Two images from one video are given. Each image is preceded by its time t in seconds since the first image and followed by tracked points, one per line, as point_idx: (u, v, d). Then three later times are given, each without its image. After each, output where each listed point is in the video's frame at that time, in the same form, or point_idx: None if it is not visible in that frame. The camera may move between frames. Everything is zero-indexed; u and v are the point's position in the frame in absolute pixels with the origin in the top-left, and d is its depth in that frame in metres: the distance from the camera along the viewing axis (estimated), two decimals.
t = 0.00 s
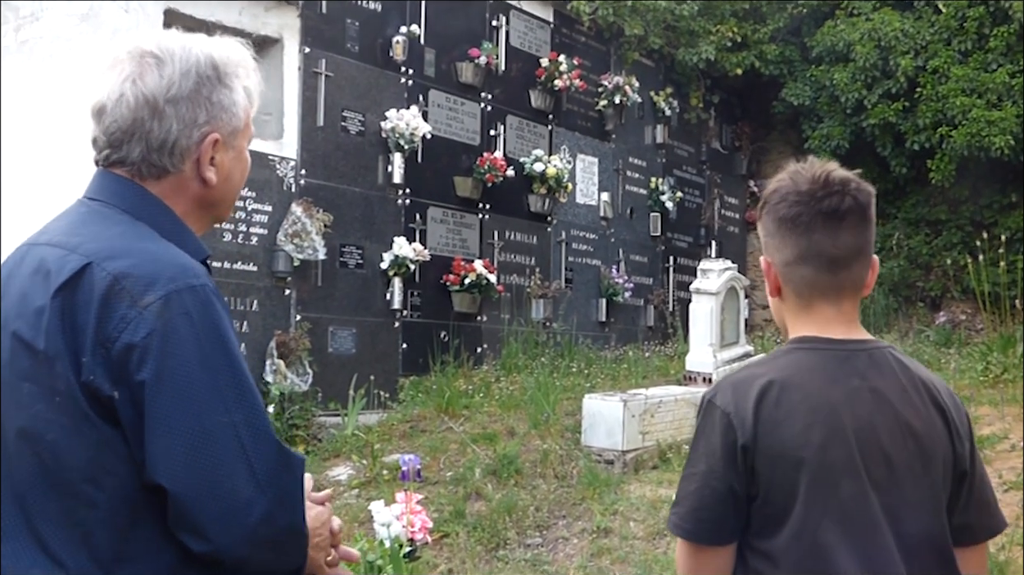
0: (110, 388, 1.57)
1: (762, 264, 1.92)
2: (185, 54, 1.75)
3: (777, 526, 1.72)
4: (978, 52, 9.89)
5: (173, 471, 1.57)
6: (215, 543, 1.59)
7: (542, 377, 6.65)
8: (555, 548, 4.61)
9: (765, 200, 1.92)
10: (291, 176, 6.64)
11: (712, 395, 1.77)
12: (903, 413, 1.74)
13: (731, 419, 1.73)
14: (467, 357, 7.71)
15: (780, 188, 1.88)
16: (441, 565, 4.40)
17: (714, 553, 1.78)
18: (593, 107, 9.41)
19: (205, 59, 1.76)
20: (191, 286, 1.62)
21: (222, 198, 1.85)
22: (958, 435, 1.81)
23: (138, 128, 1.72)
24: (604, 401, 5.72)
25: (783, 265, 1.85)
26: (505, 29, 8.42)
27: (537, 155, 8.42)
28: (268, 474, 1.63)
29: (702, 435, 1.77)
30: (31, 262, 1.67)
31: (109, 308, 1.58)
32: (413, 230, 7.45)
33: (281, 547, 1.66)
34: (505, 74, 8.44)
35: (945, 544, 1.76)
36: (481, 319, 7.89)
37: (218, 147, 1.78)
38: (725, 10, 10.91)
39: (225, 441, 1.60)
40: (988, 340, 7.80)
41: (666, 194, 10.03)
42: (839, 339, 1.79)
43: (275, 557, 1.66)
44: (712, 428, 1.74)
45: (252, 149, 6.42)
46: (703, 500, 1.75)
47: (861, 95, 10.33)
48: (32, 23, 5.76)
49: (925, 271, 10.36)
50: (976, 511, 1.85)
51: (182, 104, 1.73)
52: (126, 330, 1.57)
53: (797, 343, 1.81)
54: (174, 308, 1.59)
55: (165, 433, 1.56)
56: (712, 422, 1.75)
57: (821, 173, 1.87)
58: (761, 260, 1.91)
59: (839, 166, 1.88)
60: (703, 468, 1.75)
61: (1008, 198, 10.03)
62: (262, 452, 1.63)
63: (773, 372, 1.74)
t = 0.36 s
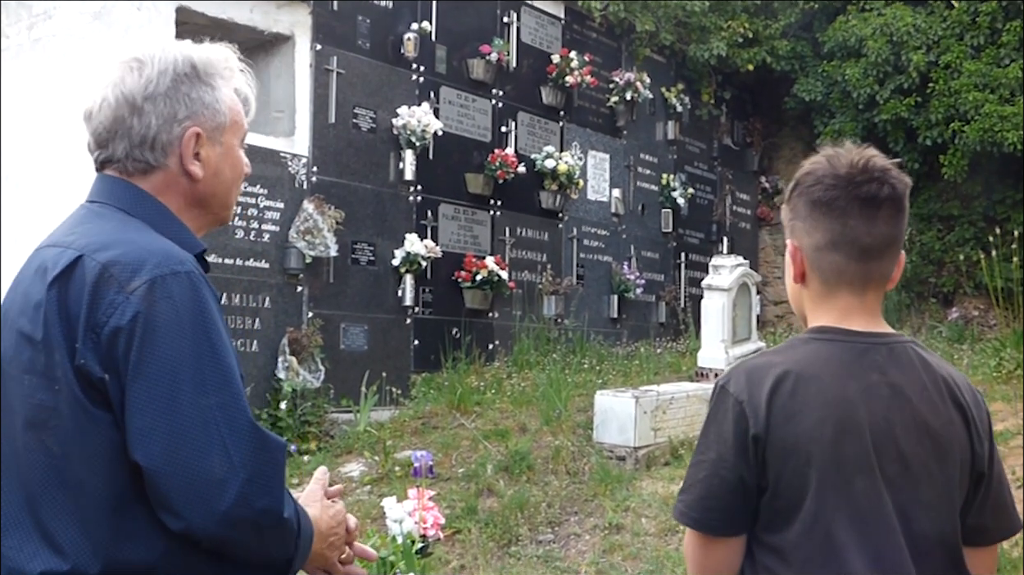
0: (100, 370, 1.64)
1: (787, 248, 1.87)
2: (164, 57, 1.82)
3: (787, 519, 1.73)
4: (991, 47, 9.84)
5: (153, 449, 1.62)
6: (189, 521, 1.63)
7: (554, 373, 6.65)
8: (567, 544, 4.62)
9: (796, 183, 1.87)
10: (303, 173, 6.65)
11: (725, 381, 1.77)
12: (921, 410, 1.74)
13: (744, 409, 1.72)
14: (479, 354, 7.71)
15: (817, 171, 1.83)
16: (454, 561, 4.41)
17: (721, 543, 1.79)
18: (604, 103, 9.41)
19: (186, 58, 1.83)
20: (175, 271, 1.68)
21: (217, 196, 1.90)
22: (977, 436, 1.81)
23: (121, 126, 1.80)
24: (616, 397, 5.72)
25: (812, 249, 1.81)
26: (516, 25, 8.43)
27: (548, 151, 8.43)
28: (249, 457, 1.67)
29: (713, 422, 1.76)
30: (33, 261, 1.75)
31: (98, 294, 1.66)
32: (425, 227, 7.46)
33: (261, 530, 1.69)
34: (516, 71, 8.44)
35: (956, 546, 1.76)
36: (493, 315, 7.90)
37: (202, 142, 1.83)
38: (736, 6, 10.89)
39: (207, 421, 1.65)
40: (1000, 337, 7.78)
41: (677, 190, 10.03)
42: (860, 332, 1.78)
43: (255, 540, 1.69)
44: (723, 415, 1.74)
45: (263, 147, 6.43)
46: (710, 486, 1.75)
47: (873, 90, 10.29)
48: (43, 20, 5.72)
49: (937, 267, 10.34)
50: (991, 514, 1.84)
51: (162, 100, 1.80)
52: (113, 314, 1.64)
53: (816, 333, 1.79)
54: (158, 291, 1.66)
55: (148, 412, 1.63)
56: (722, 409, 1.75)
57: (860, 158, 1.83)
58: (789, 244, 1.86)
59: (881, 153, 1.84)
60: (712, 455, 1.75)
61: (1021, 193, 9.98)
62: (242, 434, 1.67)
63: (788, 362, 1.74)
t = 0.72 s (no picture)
0: (70, 369, 1.62)
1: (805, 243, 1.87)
2: (127, 56, 1.84)
3: (795, 518, 1.73)
4: (1004, 41, 9.77)
5: (126, 447, 1.59)
6: (166, 516, 1.60)
7: (564, 369, 6.65)
8: (576, 541, 4.61)
9: (817, 177, 1.86)
10: (313, 169, 6.65)
11: (738, 378, 1.76)
12: (932, 413, 1.72)
13: (756, 408, 1.72)
14: (489, 350, 7.71)
15: (839, 166, 1.82)
16: (463, 557, 4.41)
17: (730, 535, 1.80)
18: (615, 99, 9.39)
19: (145, 51, 1.83)
20: (143, 266, 1.65)
21: (194, 188, 1.88)
22: (986, 438, 1.80)
23: (88, 124, 1.83)
24: (626, 393, 5.71)
25: (830, 247, 1.81)
26: (527, 21, 8.42)
27: (558, 147, 8.42)
28: (224, 451, 1.62)
29: (724, 418, 1.76)
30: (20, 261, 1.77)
31: (67, 293, 1.63)
32: (435, 223, 7.45)
33: (242, 523, 1.64)
34: (526, 67, 8.43)
35: (962, 548, 1.75)
36: (503, 311, 7.89)
37: (165, 134, 1.82)
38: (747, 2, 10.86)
39: (179, 417, 1.61)
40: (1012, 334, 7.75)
41: (688, 187, 10.00)
42: (875, 331, 1.77)
43: (237, 535, 1.65)
44: (735, 412, 1.74)
45: (273, 143, 6.42)
46: (717, 483, 1.76)
47: (884, 86, 10.27)
48: (55, 17, 6.00)
49: (948, 263, 10.32)
50: (998, 513, 1.84)
51: (122, 94, 1.82)
52: (80, 312, 1.62)
53: (829, 331, 1.78)
54: (123, 286, 1.63)
55: (118, 411, 1.60)
56: (735, 408, 1.74)
57: (883, 156, 1.81)
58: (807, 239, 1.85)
59: (904, 152, 1.83)
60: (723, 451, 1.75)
61: None
62: (215, 427, 1.62)
63: (800, 362, 1.72)
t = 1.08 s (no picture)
0: (46, 376, 1.62)
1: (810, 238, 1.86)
2: (98, 52, 1.84)
3: (820, 518, 1.71)
4: (1016, 38, 9.74)
5: (102, 452, 1.59)
6: (152, 518, 1.59)
7: (574, 366, 6.66)
8: (587, 537, 4.62)
9: (820, 170, 1.84)
10: (324, 166, 6.67)
11: (756, 377, 1.74)
12: (951, 405, 1.71)
13: (777, 406, 1.70)
14: (500, 347, 7.72)
15: (842, 160, 1.81)
16: (474, 553, 4.42)
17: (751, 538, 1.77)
18: (626, 95, 9.39)
19: (113, 46, 1.83)
20: (114, 269, 1.64)
21: (168, 180, 1.87)
22: (1004, 428, 1.80)
23: (66, 122, 1.85)
24: (637, 390, 5.70)
25: (833, 242, 1.79)
26: (538, 18, 8.42)
27: (569, 144, 8.42)
28: (203, 450, 1.61)
29: (744, 419, 1.74)
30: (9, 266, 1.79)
31: (40, 302, 1.64)
32: (446, 220, 7.46)
33: (228, 523, 1.63)
34: (537, 63, 8.43)
35: (982, 539, 1.75)
36: (514, 308, 7.90)
37: (134, 128, 1.82)
38: None
39: (154, 419, 1.60)
40: None
41: (699, 183, 9.99)
42: (891, 325, 1.75)
43: (227, 533, 1.64)
44: (755, 413, 1.72)
45: (284, 140, 6.44)
46: (740, 485, 1.73)
47: (896, 82, 10.23)
48: (67, 14, 6.07)
49: (961, 260, 10.28)
50: (1014, 502, 1.83)
51: (91, 90, 1.82)
52: (52, 320, 1.62)
53: (844, 327, 1.76)
54: (93, 290, 1.62)
55: (92, 416, 1.59)
56: (754, 407, 1.72)
57: (884, 148, 1.80)
58: (811, 233, 1.85)
59: (907, 143, 1.81)
60: (744, 452, 1.73)
61: None
62: (191, 426, 1.61)
63: (820, 360, 1.71)
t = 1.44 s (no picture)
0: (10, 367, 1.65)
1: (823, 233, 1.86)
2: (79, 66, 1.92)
3: (852, 514, 1.68)
4: None
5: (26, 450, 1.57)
6: (51, 524, 1.55)
7: (587, 362, 6.66)
8: (601, 533, 4.62)
9: (831, 165, 1.84)
10: (337, 163, 6.68)
11: (780, 375, 1.72)
12: (977, 395, 1.72)
13: (803, 403, 1.67)
14: (513, 343, 7.73)
15: (852, 154, 1.80)
16: (488, 549, 4.43)
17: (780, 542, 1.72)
18: (637, 91, 9.38)
19: (92, 50, 1.89)
20: (66, 272, 1.62)
21: (142, 176, 1.86)
22: None
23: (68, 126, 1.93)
24: (650, 386, 5.71)
25: (845, 238, 1.79)
26: (549, 14, 8.42)
27: (581, 140, 8.41)
28: (103, 466, 1.53)
29: (769, 417, 1.70)
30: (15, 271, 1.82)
31: (11, 296, 1.66)
32: (458, 217, 7.47)
33: (117, 544, 1.54)
34: (548, 59, 8.43)
35: (1008, 528, 1.74)
36: (526, 304, 7.91)
37: (104, 125, 1.86)
38: None
39: (62, 426, 1.54)
40: None
41: (711, 178, 9.98)
42: (916, 319, 1.75)
43: (122, 553, 1.56)
44: (781, 410, 1.69)
45: (296, 137, 6.46)
46: (767, 488, 1.69)
47: (909, 77, 10.19)
48: (81, 13, 6.12)
49: (975, 254, 10.24)
50: None
51: (77, 93, 1.90)
52: (12, 316, 1.63)
53: (865, 320, 1.75)
54: (43, 290, 1.61)
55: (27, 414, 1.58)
56: (779, 406, 1.69)
57: (895, 140, 1.78)
58: (824, 229, 1.84)
59: (916, 136, 1.80)
60: (770, 452, 1.69)
61: None
62: (95, 440, 1.53)
63: (846, 353, 1.69)
